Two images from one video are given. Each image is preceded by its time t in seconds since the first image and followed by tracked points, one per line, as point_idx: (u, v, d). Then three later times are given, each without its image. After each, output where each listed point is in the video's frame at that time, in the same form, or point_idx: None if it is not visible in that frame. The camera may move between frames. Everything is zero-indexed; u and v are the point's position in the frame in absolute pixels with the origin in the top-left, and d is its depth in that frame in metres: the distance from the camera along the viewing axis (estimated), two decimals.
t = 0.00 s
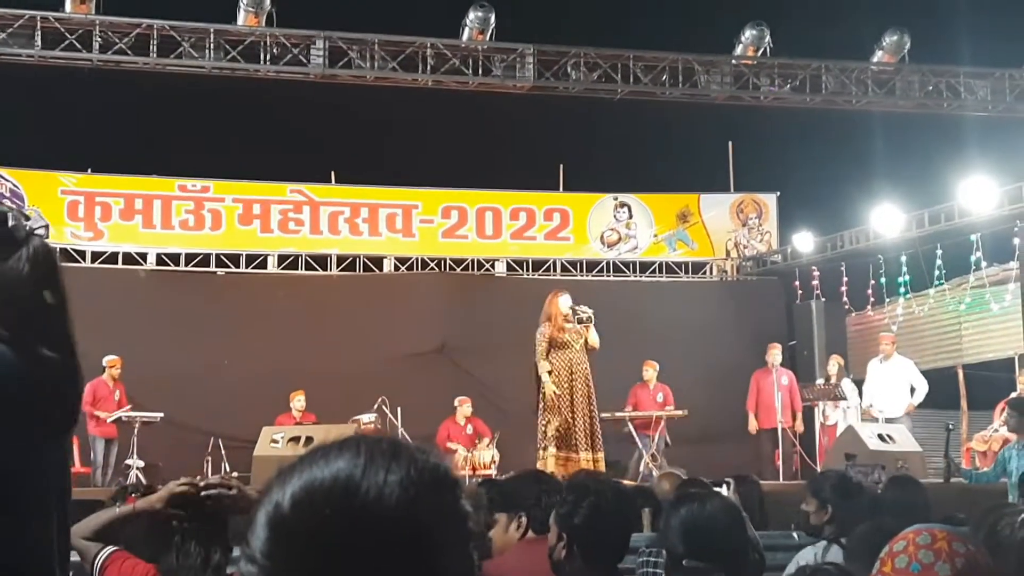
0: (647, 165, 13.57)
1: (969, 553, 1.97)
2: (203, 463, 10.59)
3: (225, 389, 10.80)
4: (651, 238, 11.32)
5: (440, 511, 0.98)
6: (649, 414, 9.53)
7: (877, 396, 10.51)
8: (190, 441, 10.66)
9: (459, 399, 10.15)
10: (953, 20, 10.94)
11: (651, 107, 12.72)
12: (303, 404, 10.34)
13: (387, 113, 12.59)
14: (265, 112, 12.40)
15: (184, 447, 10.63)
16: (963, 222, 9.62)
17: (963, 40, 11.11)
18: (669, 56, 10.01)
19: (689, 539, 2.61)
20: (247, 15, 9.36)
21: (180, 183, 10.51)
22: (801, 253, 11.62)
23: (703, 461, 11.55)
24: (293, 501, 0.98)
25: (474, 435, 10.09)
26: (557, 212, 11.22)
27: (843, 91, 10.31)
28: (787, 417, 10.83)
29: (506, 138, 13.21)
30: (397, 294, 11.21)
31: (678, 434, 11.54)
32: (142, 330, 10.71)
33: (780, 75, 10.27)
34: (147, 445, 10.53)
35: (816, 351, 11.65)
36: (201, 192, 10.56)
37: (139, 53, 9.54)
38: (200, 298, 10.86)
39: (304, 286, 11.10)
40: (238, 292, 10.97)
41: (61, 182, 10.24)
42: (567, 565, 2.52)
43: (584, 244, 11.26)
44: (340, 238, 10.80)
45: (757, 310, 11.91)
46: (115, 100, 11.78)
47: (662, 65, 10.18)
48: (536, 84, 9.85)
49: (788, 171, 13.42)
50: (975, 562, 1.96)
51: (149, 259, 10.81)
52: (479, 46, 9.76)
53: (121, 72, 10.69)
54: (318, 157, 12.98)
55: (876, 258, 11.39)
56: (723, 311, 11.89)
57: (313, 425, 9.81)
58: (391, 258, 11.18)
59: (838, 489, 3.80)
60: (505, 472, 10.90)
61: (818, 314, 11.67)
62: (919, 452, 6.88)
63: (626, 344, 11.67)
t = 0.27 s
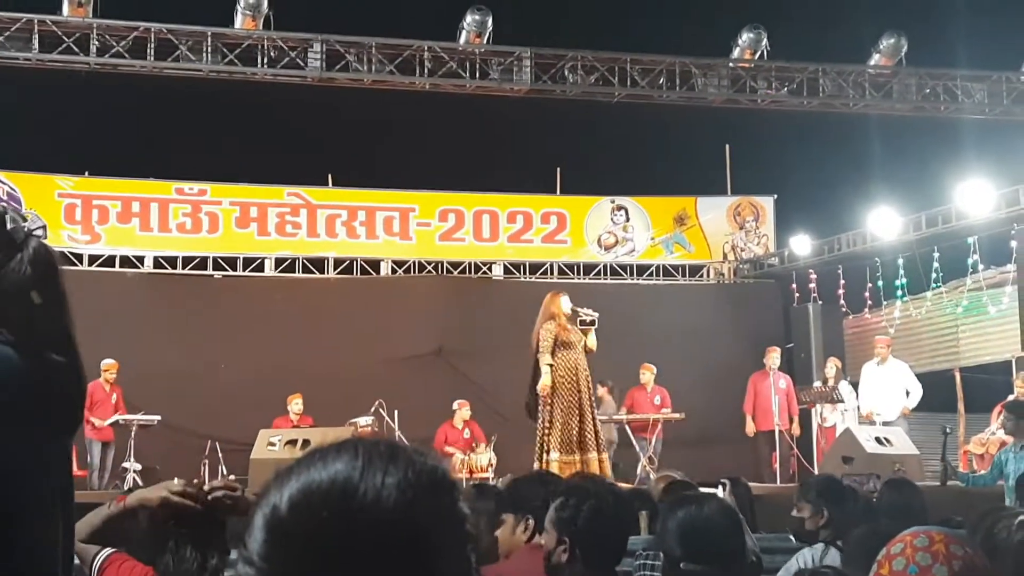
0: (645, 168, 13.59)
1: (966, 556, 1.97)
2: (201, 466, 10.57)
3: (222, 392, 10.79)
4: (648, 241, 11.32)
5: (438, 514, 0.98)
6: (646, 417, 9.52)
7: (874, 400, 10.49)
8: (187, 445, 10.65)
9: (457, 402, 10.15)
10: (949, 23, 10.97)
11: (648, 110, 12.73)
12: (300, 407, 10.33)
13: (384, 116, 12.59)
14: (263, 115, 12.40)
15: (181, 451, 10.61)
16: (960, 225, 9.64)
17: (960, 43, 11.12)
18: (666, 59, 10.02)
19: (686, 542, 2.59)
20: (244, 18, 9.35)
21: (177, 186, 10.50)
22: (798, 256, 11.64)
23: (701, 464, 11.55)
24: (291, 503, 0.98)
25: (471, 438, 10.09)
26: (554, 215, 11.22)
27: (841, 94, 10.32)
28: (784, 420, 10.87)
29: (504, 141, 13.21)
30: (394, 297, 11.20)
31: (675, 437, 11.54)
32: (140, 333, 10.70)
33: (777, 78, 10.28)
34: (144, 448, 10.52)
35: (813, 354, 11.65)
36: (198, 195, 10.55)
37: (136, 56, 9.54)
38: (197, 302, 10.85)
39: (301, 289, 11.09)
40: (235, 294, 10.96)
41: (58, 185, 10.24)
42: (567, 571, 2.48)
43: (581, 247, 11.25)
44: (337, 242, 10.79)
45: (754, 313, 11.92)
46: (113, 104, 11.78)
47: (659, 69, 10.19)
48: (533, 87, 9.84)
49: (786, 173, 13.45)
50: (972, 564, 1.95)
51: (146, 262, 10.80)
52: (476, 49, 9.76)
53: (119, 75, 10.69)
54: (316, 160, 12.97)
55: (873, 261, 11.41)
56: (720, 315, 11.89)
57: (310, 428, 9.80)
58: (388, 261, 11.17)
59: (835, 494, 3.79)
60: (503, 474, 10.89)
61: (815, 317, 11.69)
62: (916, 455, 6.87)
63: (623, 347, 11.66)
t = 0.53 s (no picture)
0: (642, 194, 13.63)
1: None
2: (197, 491, 10.48)
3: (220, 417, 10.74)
4: (646, 266, 11.30)
5: (432, 537, 1.02)
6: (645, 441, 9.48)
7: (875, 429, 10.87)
8: (183, 470, 10.59)
9: (455, 427, 10.11)
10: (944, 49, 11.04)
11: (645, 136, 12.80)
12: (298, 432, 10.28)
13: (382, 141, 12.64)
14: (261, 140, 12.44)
15: (177, 476, 10.55)
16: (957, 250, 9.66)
17: (956, 68, 11.19)
18: (663, 84, 10.08)
19: (686, 569, 2.56)
20: (242, 44, 9.40)
21: (175, 211, 10.50)
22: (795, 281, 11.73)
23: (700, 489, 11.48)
24: (288, 528, 1.02)
25: (469, 463, 10.05)
26: (552, 240, 11.21)
27: (838, 119, 10.38)
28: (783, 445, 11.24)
29: (501, 167, 13.26)
30: (392, 322, 11.18)
31: (674, 462, 11.48)
32: (137, 357, 10.67)
33: (773, 103, 10.34)
34: (141, 474, 10.44)
35: (811, 379, 11.62)
36: (196, 220, 10.53)
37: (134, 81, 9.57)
38: (194, 326, 10.82)
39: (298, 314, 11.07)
40: (233, 319, 10.93)
41: (55, 210, 10.22)
42: None
43: (578, 272, 11.24)
44: (335, 266, 10.79)
45: (753, 338, 11.90)
46: (113, 129, 11.81)
47: (656, 94, 10.26)
48: (531, 112, 9.88)
49: (783, 198, 13.49)
50: None
51: (144, 287, 10.79)
52: (473, 74, 9.81)
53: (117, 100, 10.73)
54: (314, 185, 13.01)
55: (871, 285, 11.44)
56: (718, 339, 11.87)
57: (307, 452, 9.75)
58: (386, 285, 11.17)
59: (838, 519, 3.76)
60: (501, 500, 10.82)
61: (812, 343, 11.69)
62: (914, 480, 6.83)
63: (621, 372, 11.63)
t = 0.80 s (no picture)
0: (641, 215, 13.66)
1: None
2: (195, 514, 10.42)
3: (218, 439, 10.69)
4: (645, 288, 11.30)
5: (434, 559, 0.97)
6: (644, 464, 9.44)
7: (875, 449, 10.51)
8: (182, 493, 10.53)
9: (453, 449, 10.07)
10: (941, 71, 11.09)
11: (644, 158, 12.83)
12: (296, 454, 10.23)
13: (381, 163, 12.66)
14: (261, 162, 12.46)
15: (176, 499, 10.49)
16: (956, 271, 9.67)
17: (953, 88, 11.25)
18: (662, 106, 10.11)
19: None
20: (241, 66, 9.44)
21: (174, 233, 10.52)
22: (794, 302, 11.64)
23: (700, 512, 11.43)
24: (284, 549, 0.96)
25: (468, 485, 10.01)
26: (550, 262, 11.23)
27: (836, 141, 10.37)
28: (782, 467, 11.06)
29: (501, 188, 13.29)
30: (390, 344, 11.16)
31: (674, 484, 11.42)
32: (135, 379, 10.63)
33: (772, 125, 10.36)
34: (138, 497, 10.38)
35: (811, 402, 11.60)
36: (195, 242, 10.55)
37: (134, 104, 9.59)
38: (192, 349, 10.78)
39: (297, 335, 11.04)
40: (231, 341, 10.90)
41: (55, 233, 10.25)
42: None
43: (577, 293, 11.24)
44: (334, 288, 10.77)
45: (752, 361, 11.88)
46: (113, 151, 11.83)
47: (655, 116, 10.28)
48: (530, 134, 9.90)
49: (782, 220, 13.52)
50: None
51: (142, 309, 10.77)
52: (472, 96, 9.84)
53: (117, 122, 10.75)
54: (313, 207, 13.02)
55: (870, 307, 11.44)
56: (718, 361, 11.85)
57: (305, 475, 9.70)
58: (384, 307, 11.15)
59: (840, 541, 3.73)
60: (500, 523, 10.76)
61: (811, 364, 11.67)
62: (914, 503, 6.80)
63: (620, 394, 11.59)
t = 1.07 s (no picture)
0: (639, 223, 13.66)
1: None
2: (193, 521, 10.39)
3: (216, 446, 10.66)
4: (643, 295, 11.29)
5: (431, 562, 0.96)
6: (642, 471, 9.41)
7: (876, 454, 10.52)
8: (180, 500, 10.50)
9: (451, 456, 10.05)
10: (939, 78, 11.12)
11: (642, 165, 12.84)
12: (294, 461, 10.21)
13: (379, 170, 12.67)
14: (259, 169, 12.46)
15: (174, 507, 10.46)
16: (953, 278, 9.67)
17: (951, 95, 11.25)
18: (660, 113, 10.11)
19: None
20: (239, 72, 9.44)
21: (172, 240, 10.50)
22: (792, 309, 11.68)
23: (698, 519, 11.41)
24: (281, 552, 0.95)
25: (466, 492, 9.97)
26: (549, 269, 11.21)
27: (834, 147, 10.39)
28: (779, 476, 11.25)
29: (499, 195, 13.29)
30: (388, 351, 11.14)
31: (672, 492, 11.40)
32: (133, 386, 10.61)
33: (770, 131, 10.38)
34: (136, 504, 10.35)
35: (809, 409, 11.58)
36: (193, 249, 10.54)
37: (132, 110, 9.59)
38: (190, 356, 10.76)
39: (295, 342, 11.02)
40: (229, 348, 10.88)
41: (53, 239, 10.24)
42: None
43: (575, 300, 11.23)
44: (332, 295, 10.76)
45: (751, 368, 11.87)
46: (111, 158, 11.83)
47: (652, 122, 10.29)
48: (528, 140, 9.91)
49: (780, 227, 13.54)
50: None
51: (140, 316, 10.75)
52: (470, 103, 9.84)
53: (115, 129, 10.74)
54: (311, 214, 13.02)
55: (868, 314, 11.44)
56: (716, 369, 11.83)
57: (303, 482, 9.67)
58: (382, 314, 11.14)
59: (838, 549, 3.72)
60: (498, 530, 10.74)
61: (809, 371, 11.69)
62: (912, 510, 6.78)
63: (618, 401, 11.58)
